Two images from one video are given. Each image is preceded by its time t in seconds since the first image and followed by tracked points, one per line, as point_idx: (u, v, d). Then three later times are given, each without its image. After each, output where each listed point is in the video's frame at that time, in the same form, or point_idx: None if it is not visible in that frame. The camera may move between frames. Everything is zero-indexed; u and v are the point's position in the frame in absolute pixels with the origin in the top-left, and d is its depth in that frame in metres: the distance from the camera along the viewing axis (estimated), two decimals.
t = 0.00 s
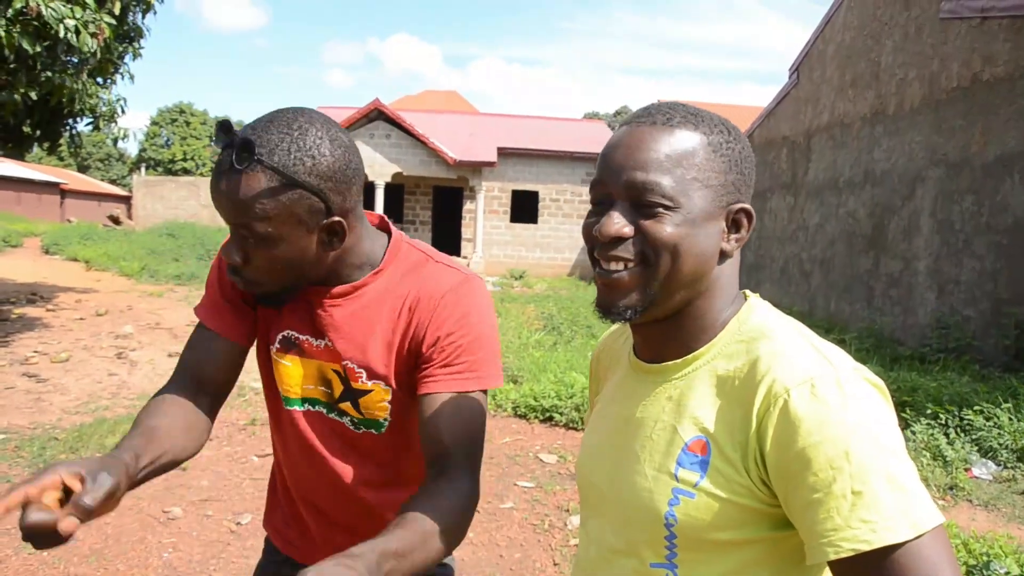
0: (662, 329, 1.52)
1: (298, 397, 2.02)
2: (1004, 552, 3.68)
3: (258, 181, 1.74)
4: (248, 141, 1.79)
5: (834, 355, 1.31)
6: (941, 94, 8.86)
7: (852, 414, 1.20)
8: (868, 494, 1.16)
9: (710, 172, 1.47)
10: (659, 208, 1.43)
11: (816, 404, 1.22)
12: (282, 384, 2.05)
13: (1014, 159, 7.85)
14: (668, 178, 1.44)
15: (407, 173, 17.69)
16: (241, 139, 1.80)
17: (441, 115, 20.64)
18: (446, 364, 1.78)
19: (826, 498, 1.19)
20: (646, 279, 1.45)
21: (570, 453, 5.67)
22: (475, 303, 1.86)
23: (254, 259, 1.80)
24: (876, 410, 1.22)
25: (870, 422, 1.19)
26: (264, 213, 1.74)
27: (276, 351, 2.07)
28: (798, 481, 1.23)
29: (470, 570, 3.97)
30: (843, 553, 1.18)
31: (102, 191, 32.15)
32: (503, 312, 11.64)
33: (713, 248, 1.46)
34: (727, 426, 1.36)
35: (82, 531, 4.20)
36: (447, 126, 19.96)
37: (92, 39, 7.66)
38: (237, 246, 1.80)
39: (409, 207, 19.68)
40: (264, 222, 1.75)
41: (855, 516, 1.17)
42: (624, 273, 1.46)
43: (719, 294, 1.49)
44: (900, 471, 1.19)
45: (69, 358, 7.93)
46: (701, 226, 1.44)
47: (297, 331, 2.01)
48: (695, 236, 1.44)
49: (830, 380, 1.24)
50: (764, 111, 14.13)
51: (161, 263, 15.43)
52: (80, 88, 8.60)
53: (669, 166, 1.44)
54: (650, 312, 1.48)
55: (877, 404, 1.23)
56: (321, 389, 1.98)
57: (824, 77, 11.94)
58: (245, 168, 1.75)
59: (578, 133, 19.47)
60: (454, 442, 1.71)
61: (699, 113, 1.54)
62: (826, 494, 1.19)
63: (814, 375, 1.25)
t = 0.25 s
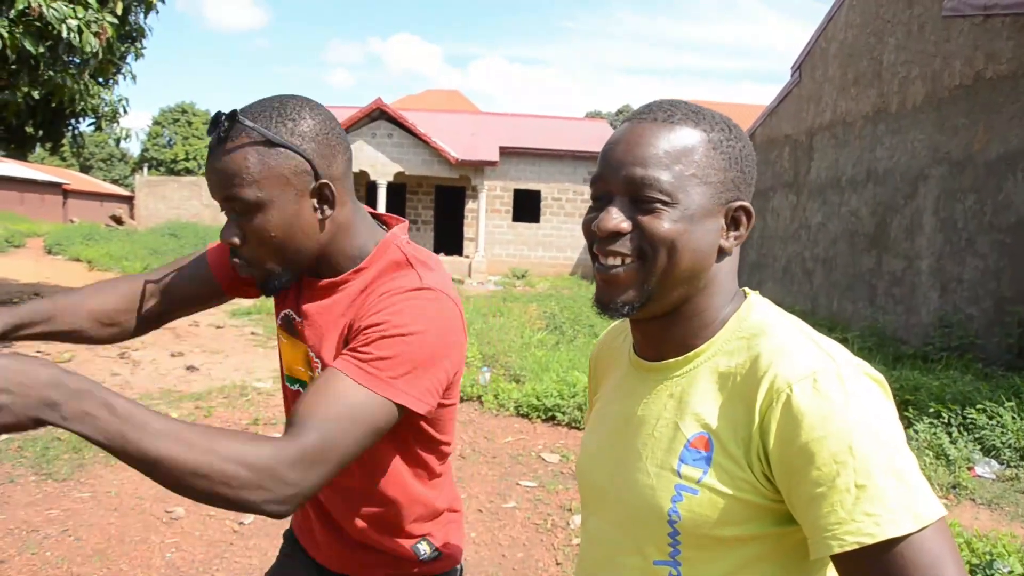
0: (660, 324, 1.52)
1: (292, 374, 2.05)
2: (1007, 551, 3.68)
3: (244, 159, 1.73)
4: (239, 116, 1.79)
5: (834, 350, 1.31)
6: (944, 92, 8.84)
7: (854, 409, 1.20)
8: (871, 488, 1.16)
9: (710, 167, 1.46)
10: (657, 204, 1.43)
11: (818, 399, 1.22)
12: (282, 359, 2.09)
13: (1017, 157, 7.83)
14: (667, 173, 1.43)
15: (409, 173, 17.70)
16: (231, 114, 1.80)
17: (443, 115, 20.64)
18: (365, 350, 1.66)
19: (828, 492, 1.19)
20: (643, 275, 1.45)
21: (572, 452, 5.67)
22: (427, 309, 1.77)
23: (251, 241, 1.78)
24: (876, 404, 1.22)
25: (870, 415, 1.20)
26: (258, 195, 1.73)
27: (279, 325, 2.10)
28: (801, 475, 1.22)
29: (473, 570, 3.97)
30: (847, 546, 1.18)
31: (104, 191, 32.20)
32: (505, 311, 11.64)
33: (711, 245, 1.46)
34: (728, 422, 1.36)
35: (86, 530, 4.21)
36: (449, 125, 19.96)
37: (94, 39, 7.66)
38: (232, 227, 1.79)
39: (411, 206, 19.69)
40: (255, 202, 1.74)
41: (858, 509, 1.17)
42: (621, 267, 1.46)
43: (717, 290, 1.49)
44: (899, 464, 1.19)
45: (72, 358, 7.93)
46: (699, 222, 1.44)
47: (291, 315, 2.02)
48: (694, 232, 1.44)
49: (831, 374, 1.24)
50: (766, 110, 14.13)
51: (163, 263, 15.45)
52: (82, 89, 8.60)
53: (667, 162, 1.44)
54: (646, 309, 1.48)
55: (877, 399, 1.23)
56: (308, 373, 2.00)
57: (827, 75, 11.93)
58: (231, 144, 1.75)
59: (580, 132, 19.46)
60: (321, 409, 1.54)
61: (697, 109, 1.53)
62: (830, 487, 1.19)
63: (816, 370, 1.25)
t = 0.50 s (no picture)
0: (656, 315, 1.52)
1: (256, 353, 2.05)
2: (1011, 547, 3.67)
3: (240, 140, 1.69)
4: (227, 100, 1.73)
5: (831, 343, 1.30)
6: (946, 88, 8.82)
7: (850, 402, 1.20)
8: (867, 481, 1.16)
9: (706, 161, 1.46)
10: (653, 200, 1.43)
11: (815, 394, 1.22)
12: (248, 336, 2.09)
13: (1020, 153, 7.81)
14: (663, 168, 1.43)
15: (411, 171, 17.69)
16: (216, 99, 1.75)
17: (445, 112, 20.64)
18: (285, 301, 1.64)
19: (825, 487, 1.19)
20: (640, 270, 1.45)
21: (575, 450, 5.66)
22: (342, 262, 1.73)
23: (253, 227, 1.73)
24: (872, 398, 1.21)
25: (866, 408, 1.19)
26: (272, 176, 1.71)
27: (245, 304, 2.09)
28: (798, 470, 1.22)
29: (476, 567, 3.97)
30: (844, 540, 1.18)
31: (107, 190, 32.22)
32: (507, 309, 11.64)
33: (709, 240, 1.46)
34: (726, 417, 1.36)
35: (89, 529, 4.22)
36: (451, 123, 19.95)
37: (95, 38, 7.66)
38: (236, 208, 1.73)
39: (413, 204, 19.68)
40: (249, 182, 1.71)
41: (854, 504, 1.17)
42: (619, 260, 1.46)
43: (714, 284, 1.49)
44: (894, 456, 1.18)
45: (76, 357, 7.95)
46: (696, 218, 1.43)
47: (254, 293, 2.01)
48: (692, 226, 1.44)
49: (828, 369, 1.24)
50: (768, 107, 14.11)
51: (166, 262, 15.46)
52: (83, 88, 8.60)
53: (664, 158, 1.44)
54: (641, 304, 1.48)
55: (873, 393, 1.22)
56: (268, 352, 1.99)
57: (829, 72, 11.91)
58: (222, 126, 1.70)
59: (582, 129, 19.44)
60: (224, 349, 1.55)
61: (692, 104, 1.52)
62: (826, 481, 1.19)
63: (813, 365, 1.25)
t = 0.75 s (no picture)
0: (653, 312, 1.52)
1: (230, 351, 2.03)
2: (1014, 544, 3.67)
3: (235, 136, 1.68)
4: (219, 93, 1.71)
5: (826, 340, 1.30)
6: (949, 84, 8.81)
7: (846, 397, 1.20)
8: (863, 477, 1.16)
9: (702, 158, 1.46)
10: (649, 197, 1.43)
11: (810, 388, 1.21)
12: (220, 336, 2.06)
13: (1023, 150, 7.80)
14: (658, 164, 1.44)
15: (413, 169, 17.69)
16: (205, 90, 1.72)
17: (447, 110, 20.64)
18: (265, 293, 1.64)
19: (822, 482, 1.19)
20: (637, 267, 1.45)
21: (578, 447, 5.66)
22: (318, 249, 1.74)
23: (245, 221, 1.73)
24: (867, 392, 1.21)
25: (862, 402, 1.19)
26: (265, 171, 1.71)
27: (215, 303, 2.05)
28: (794, 464, 1.22)
29: (479, 565, 3.97)
30: (840, 536, 1.17)
31: (109, 189, 32.26)
32: (509, 307, 11.64)
33: (705, 236, 1.45)
34: (724, 412, 1.35)
35: (92, 527, 4.22)
36: (453, 121, 19.94)
37: (97, 37, 7.66)
38: (227, 202, 1.72)
39: (416, 202, 19.68)
40: (245, 177, 1.70)
41: (850, 499, 1.17)
42: (616, 258, 1.46)
43: (706, 280, 1.48)
44: (889, 451, 1.18)
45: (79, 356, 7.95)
46: (691, 214, 1.44)
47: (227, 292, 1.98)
48: (687, 222, 1.44)
49: (825, 364, 1.24)
50: (770, 104, 14.10)
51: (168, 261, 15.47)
52: (85, 87, 8.61)
53: (659, 155, 1.44)
54: (636, 303, 1.47)
55: (869, 389, 1.22)
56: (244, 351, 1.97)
57: (831, 69, 11.89)
58: (215, 121, 1.68)
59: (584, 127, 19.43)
60: (211, 345, 1.54)
61: (686, 101, 1.52)
62: (822, 477, 1.18)
63: (809, 360, 1.25)
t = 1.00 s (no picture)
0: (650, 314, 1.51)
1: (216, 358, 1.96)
2: (1014, 546, 3.66)
3: (236, 133, 1.68)
4: (220, 88, 1.71)
5: (821, 340, 1.30)
6: (948, 85, 8.81)
7: (839, 396, 1.19)
8: (856, 477, 1.16)
9: (696, 160, 1.46)
10: (642, 198, 1.43)
11: (803, 388, 1.21)
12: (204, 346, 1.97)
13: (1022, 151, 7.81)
14: (652, 167, 1.43)
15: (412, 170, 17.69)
16: (204, 84, 1.72)
17: (446, 112, 20.65)
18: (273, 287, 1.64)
19: (815, 482, 1.18)
20: (630, 268, 1.45)
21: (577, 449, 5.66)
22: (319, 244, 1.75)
23: (244, 218, 1.73)
24: (861, 393, 1.21)
25: (855, 402, 1.19)
26: (267, 168, 1.72)
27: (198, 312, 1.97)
28: (787, 464, 1.22)
29: (478, 567, 3.97)
30: (832, 536, 1.17)
31: (109, 190, 32.27)
32: (509, 308, 11.64)
33: (699, 238, 1.45)
34: (718, 413, 1.35)
35: (91, 529, 4.22)
36: (453, 123, 19.95)
37: (97, 39, 7.67)
38: (226, 199, 1.72)
39: (415, 204, 19.68)
40: (246, 175, 1.71)
41: (843, 499, 1.16)
42: (609, 259, 1.46)
43: (700, 282, 1.48)
44: (884, 451, 1.17)
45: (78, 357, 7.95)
46: (685, 217, 1.43)
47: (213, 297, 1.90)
48: (681, 225, 1.43)
49: (818, 365, 1.23)
50: (769, 106, 14.10)
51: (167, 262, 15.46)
52: (84, 88, 8.60)
53: (653, 157, 1.44)
54: (630, 304, 1.47)
55: (863, 390, 1.22)
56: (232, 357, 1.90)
57: (831, 70, 11.89)
58: (220, 117, 1.67)
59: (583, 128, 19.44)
60: (224, 344, 1.52)
61: (680, 103, 1.51)
62: (815, 477, 1.18)
63: (802, 360, 1.25)
